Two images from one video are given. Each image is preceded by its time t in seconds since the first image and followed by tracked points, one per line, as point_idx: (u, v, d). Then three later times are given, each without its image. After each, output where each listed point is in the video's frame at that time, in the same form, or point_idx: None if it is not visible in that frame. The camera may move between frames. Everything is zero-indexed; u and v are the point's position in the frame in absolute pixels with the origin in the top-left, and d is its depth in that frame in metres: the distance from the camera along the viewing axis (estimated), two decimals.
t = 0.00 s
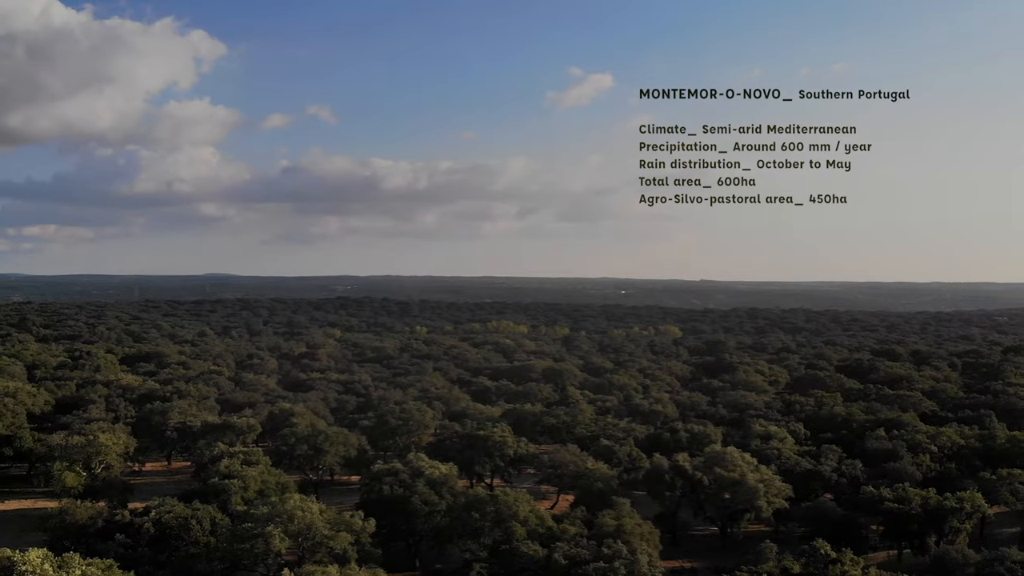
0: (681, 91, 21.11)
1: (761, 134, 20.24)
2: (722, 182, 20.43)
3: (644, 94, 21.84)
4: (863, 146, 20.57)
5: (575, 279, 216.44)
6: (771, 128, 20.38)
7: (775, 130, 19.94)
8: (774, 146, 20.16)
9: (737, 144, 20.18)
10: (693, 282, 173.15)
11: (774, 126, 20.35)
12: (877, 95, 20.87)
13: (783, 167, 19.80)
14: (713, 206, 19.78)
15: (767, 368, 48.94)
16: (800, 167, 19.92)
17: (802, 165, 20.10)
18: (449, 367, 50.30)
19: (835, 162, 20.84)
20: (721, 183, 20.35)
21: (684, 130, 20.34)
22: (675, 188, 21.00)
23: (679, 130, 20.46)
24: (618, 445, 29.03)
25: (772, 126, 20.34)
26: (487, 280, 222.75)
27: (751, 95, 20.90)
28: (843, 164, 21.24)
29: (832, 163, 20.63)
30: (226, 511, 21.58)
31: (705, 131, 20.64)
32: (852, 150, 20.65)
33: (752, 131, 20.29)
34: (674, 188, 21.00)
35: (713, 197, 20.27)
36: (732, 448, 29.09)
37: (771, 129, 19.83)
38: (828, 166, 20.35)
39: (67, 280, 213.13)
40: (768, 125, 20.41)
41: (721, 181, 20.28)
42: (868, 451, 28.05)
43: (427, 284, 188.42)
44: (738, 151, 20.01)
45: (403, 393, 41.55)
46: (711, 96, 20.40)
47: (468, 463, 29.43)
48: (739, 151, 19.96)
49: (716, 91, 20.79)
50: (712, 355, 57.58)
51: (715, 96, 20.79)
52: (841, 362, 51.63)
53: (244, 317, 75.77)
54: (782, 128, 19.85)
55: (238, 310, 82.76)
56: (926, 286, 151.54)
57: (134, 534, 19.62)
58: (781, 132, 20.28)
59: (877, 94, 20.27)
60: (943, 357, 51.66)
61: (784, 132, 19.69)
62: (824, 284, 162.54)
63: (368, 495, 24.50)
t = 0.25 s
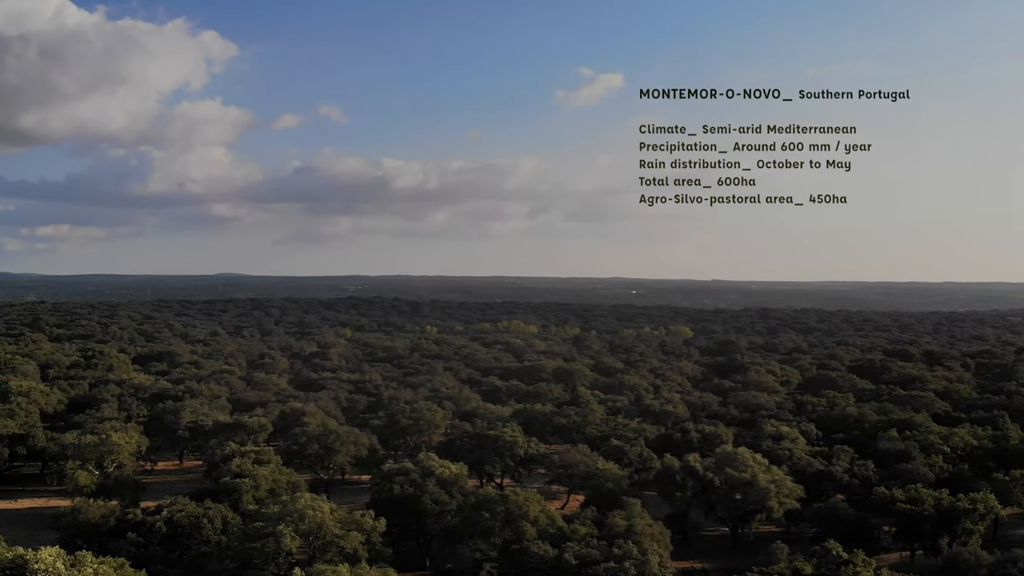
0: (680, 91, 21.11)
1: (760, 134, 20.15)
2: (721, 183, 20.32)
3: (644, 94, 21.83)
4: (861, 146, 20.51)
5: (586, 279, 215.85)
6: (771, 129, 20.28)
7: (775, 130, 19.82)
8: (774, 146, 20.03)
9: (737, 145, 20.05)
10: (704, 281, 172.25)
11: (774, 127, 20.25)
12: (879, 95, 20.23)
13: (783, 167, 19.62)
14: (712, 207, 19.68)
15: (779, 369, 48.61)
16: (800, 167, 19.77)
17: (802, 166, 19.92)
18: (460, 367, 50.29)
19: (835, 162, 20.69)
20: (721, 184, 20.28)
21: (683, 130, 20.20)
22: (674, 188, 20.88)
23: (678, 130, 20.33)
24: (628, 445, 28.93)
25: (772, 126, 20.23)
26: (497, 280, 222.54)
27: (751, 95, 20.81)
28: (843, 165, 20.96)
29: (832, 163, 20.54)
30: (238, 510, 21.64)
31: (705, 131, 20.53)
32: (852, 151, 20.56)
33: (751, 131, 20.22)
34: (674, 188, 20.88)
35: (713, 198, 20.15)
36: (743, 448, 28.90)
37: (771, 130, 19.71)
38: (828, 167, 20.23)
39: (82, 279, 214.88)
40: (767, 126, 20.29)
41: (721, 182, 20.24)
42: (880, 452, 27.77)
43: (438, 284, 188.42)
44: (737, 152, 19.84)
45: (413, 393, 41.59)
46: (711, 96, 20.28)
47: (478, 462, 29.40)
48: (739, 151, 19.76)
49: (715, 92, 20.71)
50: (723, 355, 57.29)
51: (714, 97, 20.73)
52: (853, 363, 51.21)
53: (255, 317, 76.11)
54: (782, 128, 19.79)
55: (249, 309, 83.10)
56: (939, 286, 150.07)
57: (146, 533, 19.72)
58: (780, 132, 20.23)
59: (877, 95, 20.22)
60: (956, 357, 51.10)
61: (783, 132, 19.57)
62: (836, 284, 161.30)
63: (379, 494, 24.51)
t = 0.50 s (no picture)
0: (680, 91, 21.54)
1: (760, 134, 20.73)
2: (722, 182, 20.81)
3: (645, 94, 22.30)
4: (859, 147, 21.23)
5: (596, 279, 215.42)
6: (770, 128, 20.87)
7: (774, 130, 20.43)
8: (774, 145, 20.67)
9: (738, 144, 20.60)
10: (715, 281, 171.43)
11: (773, 127, 20.87)
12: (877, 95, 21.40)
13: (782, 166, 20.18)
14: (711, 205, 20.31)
15: (790, 369, 48.30)
16: (799, 166, 20.30)
17: (801, 165, 20.42)
18: (470, 366, 50.30)
19: (832, 162, 21.41)
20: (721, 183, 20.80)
21: (683, 130, 20.58)
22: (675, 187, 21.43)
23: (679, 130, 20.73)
24: (639, 446, 28.80)
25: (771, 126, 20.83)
26: (508, 280, 222.42)
27: (751, 96, 21.35)
28: (841, 164, 21.82)
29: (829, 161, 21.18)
30: (249, 509, 21.72)
31: (705, 131, 21.03)
32: (849, 151, 21.31)
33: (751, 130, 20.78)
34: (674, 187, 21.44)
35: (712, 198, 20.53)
36: (754, 448, 28.70)
37: (770, 130, 20.30)
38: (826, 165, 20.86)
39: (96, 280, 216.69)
40: (768, 126, 20.85)
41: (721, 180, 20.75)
42: (893, 453, 27.48)
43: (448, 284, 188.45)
44: (738, 151, 20.48)
45: (424, 392, 41.63)
46: (712, 97, 20.85)
47: (489, 462, 29.37)
48: (739, 151, 20.42)
49: (715, 92, 21.22)
50: (735, 355, 57.02)
51: (714, 96, 21.25)
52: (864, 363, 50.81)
53: (267, 317, 76.44)
54: (781, 128, 20.35)
55: (261, 309, 83.44)
56: (953, 285, 148.69)
57: (158, 532, 19.82)
58: (779, 131, 20.88)
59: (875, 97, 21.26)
60: (968, 357, 50.58)
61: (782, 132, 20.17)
62: (848, 283, 160.16)
63: (389, 493, 24.52)
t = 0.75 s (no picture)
0: (680, 91, 21.30)
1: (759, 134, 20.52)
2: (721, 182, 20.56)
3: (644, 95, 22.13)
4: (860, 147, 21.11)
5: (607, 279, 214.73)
6: (770, 128, 20.69)
7: (775, 130, 20.20)
8: (774, 146, 20.43)
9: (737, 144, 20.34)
10: (727, 281, 170.52)
11: (773, 127, 20.67)
12: (877, 95, 21.56)
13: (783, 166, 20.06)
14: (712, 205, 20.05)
15: (802, 369, 47.94)
16: (799, 166, 20.19)
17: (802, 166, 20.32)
18: (480, 366, 50.26)
19: (833, 163, 21.31)
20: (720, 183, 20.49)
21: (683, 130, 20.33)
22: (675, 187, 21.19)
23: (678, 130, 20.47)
24: (650, 446, 28.67)
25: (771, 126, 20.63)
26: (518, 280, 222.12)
27: (750, 95, 21.18)
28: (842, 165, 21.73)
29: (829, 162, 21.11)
30: (261, 508, 21.76)
31: (704, 131, 20.75)
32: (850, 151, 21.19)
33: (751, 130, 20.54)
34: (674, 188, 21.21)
35: (714, 198, 20.50)
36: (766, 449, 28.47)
37: (770, 129, 20.11)
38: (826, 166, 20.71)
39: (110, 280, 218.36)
40: (767, 126, 20.72)
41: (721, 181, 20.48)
42: (906, 453, 27.19)
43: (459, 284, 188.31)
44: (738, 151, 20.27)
45: (434, 392, 41.62)
46: (711, 97, 20.65)
47: (499, 462, 29.30)
48: (739, 151, 20.17)
49: (714, 91, 21.12)
50: (747, 355, 56.69)
51: (714, 97, 21.14)
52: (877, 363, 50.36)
53: (278, 317, 76.72)
54: (781, 128, 20.18)
55: (273, 309, 83.76)
56: (967, 285, 147.13)
57: (170, 530, 19.89)
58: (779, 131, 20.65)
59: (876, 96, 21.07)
60: (982, 357, 50.01)
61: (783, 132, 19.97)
62: (861, 283, 158.83)
63: (399, 492, 24.50)
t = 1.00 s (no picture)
0: (681, 91, 21.10)
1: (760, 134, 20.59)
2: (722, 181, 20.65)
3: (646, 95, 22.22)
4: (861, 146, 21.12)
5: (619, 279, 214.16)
6: (771, 128, 20.73)
7: (775, 130, 20.28)
8: (774, 145, 20.49)
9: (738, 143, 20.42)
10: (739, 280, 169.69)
11: (773, 127, 20.71)
12: (878, 94, 21.39)
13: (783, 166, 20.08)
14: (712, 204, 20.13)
15: (815, 369, 47.62)
16: (800, 166, 20.18)
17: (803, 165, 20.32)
18: (491, 366, 50.29)
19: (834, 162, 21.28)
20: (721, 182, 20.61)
21: (683, 130, 20.40)
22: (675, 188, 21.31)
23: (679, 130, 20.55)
24: (661, 446, 28.58)
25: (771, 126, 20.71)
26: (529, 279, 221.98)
27: (750, 95, 21.22)
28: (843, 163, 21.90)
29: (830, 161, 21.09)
30: (273, 507, 21.89)
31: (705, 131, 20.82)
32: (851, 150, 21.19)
33: (751, 130, 20.62)
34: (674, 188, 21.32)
35: (715, 197, 20.47)
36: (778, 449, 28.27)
37: (770, 130, 20.16)
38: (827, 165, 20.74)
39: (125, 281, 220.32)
40: (768, 126, 20.74)
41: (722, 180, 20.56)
42: (919, 453, 26.91)
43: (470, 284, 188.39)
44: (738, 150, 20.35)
45: (445, 392, 41.67)
46: (711, 97, 20.73)
47: (509, 462, 29.28)
48: (739, 150, 20.25)
49: (714, 91, 21.14)
50: (759, 355, 56.35)
51: (714, 97, 21.16)
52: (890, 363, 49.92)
53: (291, 317, 77.15)
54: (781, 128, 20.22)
55: (285, 309, 84.21)
56: (982, 285, 145.64)
57: (182, 529, 20.05)
58: (779, 131, 20.73)
59: (877, 95, 20.79)
60: (996, 357, 49.49)
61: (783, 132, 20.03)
62: (875, 283, 157.56)
63: (409, 492, 24.51)
